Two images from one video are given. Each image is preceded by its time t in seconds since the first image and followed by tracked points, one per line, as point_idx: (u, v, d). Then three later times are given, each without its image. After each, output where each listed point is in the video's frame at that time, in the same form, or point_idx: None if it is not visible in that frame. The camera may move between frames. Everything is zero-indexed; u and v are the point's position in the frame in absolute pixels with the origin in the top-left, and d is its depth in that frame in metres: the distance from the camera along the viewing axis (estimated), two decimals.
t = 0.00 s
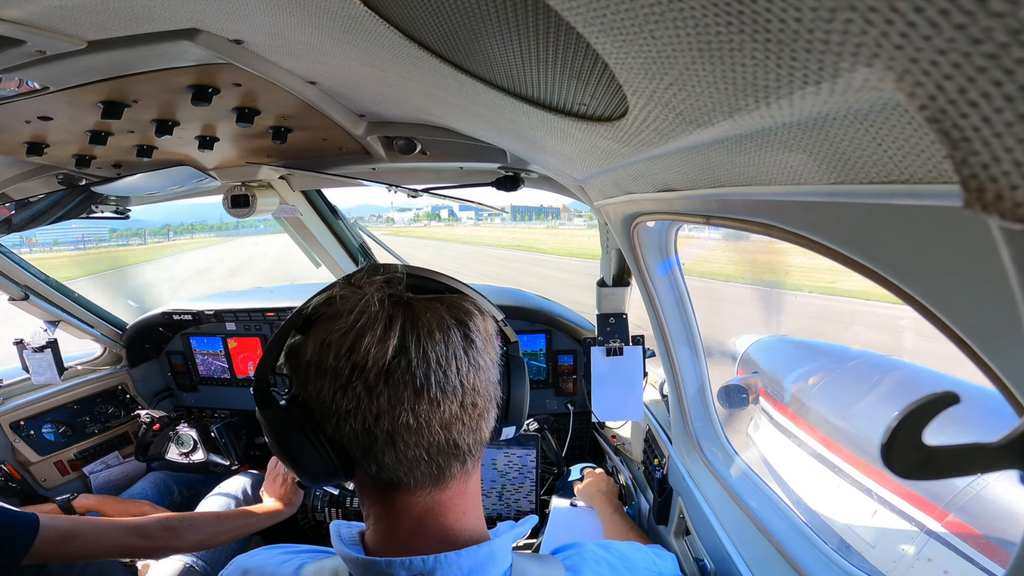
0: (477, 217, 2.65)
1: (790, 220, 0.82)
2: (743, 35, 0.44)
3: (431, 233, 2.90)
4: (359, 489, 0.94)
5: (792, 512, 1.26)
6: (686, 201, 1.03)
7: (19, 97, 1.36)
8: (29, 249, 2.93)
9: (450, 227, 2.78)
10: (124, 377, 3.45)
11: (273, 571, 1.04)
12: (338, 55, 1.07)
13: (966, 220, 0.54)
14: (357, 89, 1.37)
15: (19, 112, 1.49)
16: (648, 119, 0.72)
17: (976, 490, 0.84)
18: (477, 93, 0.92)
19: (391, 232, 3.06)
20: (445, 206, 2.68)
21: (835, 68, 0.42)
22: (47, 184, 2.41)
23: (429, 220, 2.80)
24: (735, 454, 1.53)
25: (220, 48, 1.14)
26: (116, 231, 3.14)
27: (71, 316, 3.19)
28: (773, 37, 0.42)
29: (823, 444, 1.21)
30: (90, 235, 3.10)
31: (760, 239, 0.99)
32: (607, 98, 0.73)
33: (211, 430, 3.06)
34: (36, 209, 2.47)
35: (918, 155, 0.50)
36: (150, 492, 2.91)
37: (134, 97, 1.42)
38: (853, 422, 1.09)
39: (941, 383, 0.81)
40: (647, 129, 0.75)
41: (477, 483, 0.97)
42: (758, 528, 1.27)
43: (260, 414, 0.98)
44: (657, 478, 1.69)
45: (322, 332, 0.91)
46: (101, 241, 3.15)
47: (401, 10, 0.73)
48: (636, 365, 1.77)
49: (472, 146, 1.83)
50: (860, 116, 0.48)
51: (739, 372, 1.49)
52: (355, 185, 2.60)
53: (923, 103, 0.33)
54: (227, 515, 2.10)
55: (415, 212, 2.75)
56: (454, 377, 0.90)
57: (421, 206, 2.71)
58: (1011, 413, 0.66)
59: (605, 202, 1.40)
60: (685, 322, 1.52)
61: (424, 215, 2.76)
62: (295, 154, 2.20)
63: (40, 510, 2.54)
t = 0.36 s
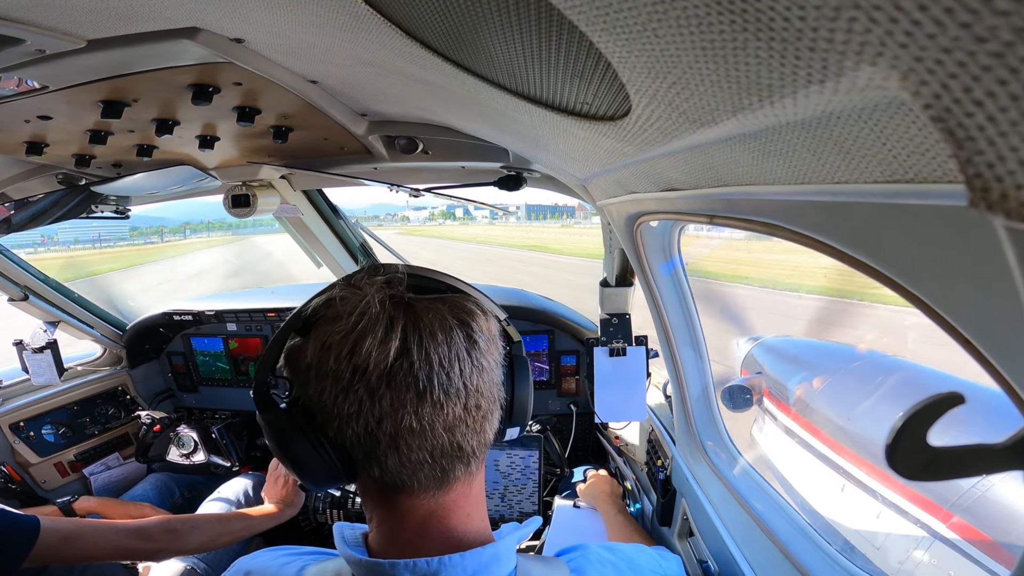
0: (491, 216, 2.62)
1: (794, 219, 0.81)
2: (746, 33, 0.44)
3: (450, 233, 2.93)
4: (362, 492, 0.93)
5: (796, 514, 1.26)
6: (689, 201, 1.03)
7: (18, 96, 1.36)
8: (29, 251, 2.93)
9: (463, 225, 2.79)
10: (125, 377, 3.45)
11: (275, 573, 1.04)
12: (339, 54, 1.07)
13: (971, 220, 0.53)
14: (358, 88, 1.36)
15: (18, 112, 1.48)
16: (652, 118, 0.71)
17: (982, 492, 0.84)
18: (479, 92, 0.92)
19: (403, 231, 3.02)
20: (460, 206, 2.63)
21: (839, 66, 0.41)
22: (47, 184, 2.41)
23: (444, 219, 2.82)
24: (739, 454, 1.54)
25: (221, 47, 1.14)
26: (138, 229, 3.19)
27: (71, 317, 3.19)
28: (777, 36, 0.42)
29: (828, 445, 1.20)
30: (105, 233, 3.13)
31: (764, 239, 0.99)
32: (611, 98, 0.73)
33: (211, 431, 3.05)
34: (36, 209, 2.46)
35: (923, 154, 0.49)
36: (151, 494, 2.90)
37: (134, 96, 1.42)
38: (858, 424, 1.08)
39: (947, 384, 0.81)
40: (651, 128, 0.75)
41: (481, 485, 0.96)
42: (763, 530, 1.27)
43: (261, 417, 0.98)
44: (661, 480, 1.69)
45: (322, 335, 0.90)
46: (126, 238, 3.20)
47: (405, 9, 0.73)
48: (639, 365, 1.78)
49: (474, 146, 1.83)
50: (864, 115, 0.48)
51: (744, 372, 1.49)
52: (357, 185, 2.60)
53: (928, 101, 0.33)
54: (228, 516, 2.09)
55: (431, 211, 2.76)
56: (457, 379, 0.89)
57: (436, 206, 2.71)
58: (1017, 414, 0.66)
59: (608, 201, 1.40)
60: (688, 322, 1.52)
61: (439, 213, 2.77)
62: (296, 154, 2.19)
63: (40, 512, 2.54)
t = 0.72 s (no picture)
0: (508, 215, 2.48)
1: (800, 220, 0.81)
2: (750, 32, 0.43)
3: (465, 231, 2.83)
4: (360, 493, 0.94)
5: (801, 516, 1.26)
6: (693, 201, 1.02)
7: (18, 94, 1.35)
8: (31, 250, 2.92)
9: (479, 224, 2.65)
10: (125, 378, 3.44)
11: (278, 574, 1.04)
12: (340, 52, 1.06)
13: (976, 222, 0.53)
14: (360, 86, 1.36)
15: (18, 111, 1.48)
16: (656, 118, 0.71)
17: (987, 493, 0.83)
18: (482, 91, 0.92)
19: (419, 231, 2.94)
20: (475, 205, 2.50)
21: (844, 65, 0.41)
22: (47, 183, 2.40)
23: (459, 216, 2.69)
24: (742, 455, 1.54)
25: (222, 45, 1.13)
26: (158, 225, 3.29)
27: (71, 317, 3.18)
28: (781, 35, 0.41)
29: (833, 447, 1.19)
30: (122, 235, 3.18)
31: (768, 240, 0.98)
32: (614, 97, 0.72)
33: (213, 432, 3.07)
34: (36, 209, 2.42)
35: (929, 153, 0.49)
36: (147, 493, 2.88)
37: (134, 95, 1.41)
38: (865, 426, 1.07)
39: (953, 386, 0.81)
40: (655, 128, 0.74)
41: (483, 490, 0.95)
42: (768, 533, 1.26)
43: (261, 414, 0.99)
44: (664, 481, 1.72)
45: (319, 335, 0.90)
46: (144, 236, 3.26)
47: (408, 8, 0.72)
48: (643, 366, 1.77)
49: (476, 145, 1.82)
50: (869, 114, 0.47)
51: (747, 375, 1.49)
52: (359, 185, 2.59)
53: (933, 101, 0.34)
54: (228, 518, 2.09)
55: (446, 208, 2.66)
56: (455, 385, 0.88)
57: (450, 203, 2.57)
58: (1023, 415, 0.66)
59: (611, 201, 1.39)
60: (692, 323, 1.51)
61: (455, 213, 2.66)
62: (297, 153, 2.19)
63: (39, 513, 2.53)
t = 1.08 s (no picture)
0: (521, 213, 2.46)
1: (804, 219, 0.80)
2: (755, 31, 0.43)
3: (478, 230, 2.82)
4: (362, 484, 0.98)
5: (806, 518, 1.26)
6: (696, 201, 1.02)
7: (18, 94, 1.35)
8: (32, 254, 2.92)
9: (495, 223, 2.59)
10: (126, 379, 3.44)
11: None
12: (342, 51, 1.06)
13: (981, 222, 0.52)
14: (361, 86, 1.36)
15: (17, 110, 1.48)
16: (660, 117, 0.71)
17: (993, 494, 0.84)
18: (484, 90, 0.91)
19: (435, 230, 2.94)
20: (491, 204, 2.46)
21: (848, 64, 0.41)
22: (48, 183, 2.40)
23: (475, 216, 2.65)
24: (746, 456, 1.53)
25: (223, 45, 1.13)
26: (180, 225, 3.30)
27: (71, 318, 3.17)
28: (786, 33, 0.41)
29: (839, 450, 1.19)
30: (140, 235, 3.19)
31: (771, 240, 0.98)
32: (617, 96, 0.72)
33: (214, 434, 3.05)
34: (36, 209, 2.40)
35: (934, 153, 0.48)
36: (146, 493, 2.87)
37: (135, 94, 1.41)
38: (870, 428, 1.07)
39: (958, 386, 0.81)
40: (658, 127, 0.74)
41: (489, 498, 0.94)
42: (772, 534, 1.26)
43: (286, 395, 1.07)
44: (668, 482, 1.72)
45: (320, 328, 0.93)
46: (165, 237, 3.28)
47: (411, 9, 0.72)
48: (646, 367, 1.77)
49: (478, 144, 1.82)
50: (873, 113, 0.47)
51: (751, 375, 1.48)
52: (360, 184, 2.59)
53: (937, 100, 0.33)
54: (231, 521, 2.10)
55: (462, 208, 2.60)
56: (436, 391, 0.86)
57: (467, 202, 2.51)
58: None
59: (615, 201, 1.39)
60: (695, 323, 1.49)
61: (468, 211, 2.60)
62: (298, 152, 2.18)
63: (39, 514, 2.53)
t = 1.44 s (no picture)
0: (538, 211, 2.46)
1: (809, 219, 0.80)
2: (758, 29, 0.43)
3: (492, 228, 2.85)
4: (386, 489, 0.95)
5: (810, 519, 1.25)
6: (700, 200, 1.01)
7: (18, 93, 1.35)
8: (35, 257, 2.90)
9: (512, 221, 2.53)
10: (126, 380, 3.42)
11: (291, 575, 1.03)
12: (343, 50, 1.06)
13: (986, 223, 0.52)
14: (364, 85, 1.35)
15: (17, 109, 1.47)
16: (663, 117, 0.70)
17: (998, 496, 0.83)
18: (487, 90, 0.91)
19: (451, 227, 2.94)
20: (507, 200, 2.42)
21: (853, 63, 0.40)
22: (47, 182, 2.40)
23: (491, 213, 2.61)
24: (751, 458, 1.52)
25: (224, 43, 1.12)
26: (202, 225, 3.28)
27: (71, 319, 3.16)
28: (790, 32, 0.41)
29: (843, 449, 1.20)
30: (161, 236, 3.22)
31: (776, 240, 0.98)
32: (621, 95, 0.72)
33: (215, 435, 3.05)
34: (36, 209, 2.39)
35: (938, 153, 0.48)
36: (148, 494, 2.87)
37: (135, 93, 1.41)
38: (879, 429, 1.07)
39: (963, 387, 0.80)
40: (663, 126, 0.74)
41: (511, 502, 0.94)
42: (778, 536, 1.26)
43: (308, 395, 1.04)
44: (672, 484, 1.69)
45: (365, 325, 0.92)
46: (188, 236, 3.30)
47: (415, 7, 0.72)
48: (649, 367, 1.76)
49: (480, 143, 1.82)
50: (878, 112, 0.47)
51: (756, 376, 1.49)
52: (361, 183, 2.58)
53: (942, 99, 0.33)
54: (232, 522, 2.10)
55: (478, 208, 2.58)
56: (488, 392, 0.87)
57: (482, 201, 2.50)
58: None
59: (618, 200, 1.38)
60: (699, 322, 1.49)
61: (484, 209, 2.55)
62: (300, 152, 2.18)
63: (39, 516, 2.52)
